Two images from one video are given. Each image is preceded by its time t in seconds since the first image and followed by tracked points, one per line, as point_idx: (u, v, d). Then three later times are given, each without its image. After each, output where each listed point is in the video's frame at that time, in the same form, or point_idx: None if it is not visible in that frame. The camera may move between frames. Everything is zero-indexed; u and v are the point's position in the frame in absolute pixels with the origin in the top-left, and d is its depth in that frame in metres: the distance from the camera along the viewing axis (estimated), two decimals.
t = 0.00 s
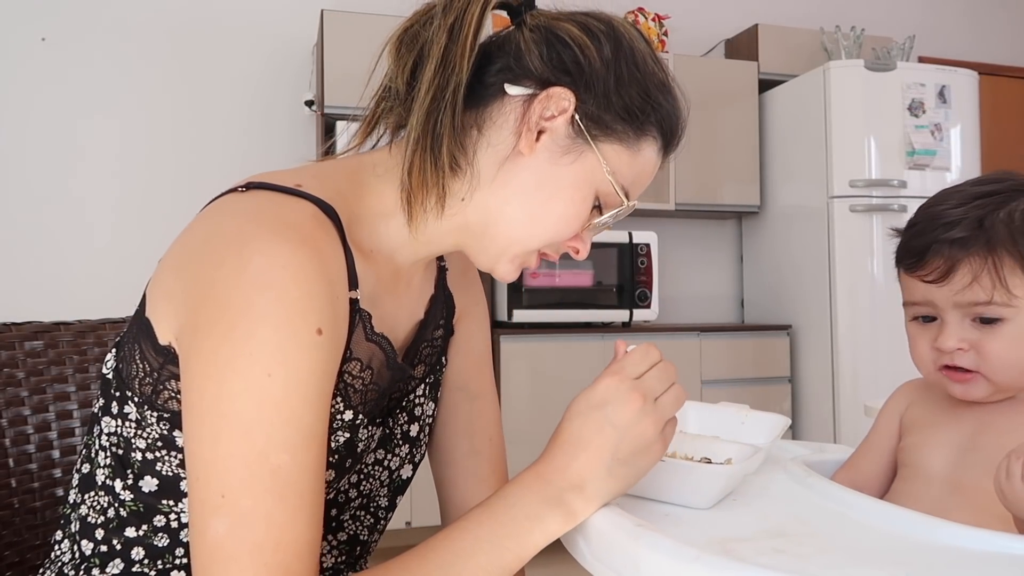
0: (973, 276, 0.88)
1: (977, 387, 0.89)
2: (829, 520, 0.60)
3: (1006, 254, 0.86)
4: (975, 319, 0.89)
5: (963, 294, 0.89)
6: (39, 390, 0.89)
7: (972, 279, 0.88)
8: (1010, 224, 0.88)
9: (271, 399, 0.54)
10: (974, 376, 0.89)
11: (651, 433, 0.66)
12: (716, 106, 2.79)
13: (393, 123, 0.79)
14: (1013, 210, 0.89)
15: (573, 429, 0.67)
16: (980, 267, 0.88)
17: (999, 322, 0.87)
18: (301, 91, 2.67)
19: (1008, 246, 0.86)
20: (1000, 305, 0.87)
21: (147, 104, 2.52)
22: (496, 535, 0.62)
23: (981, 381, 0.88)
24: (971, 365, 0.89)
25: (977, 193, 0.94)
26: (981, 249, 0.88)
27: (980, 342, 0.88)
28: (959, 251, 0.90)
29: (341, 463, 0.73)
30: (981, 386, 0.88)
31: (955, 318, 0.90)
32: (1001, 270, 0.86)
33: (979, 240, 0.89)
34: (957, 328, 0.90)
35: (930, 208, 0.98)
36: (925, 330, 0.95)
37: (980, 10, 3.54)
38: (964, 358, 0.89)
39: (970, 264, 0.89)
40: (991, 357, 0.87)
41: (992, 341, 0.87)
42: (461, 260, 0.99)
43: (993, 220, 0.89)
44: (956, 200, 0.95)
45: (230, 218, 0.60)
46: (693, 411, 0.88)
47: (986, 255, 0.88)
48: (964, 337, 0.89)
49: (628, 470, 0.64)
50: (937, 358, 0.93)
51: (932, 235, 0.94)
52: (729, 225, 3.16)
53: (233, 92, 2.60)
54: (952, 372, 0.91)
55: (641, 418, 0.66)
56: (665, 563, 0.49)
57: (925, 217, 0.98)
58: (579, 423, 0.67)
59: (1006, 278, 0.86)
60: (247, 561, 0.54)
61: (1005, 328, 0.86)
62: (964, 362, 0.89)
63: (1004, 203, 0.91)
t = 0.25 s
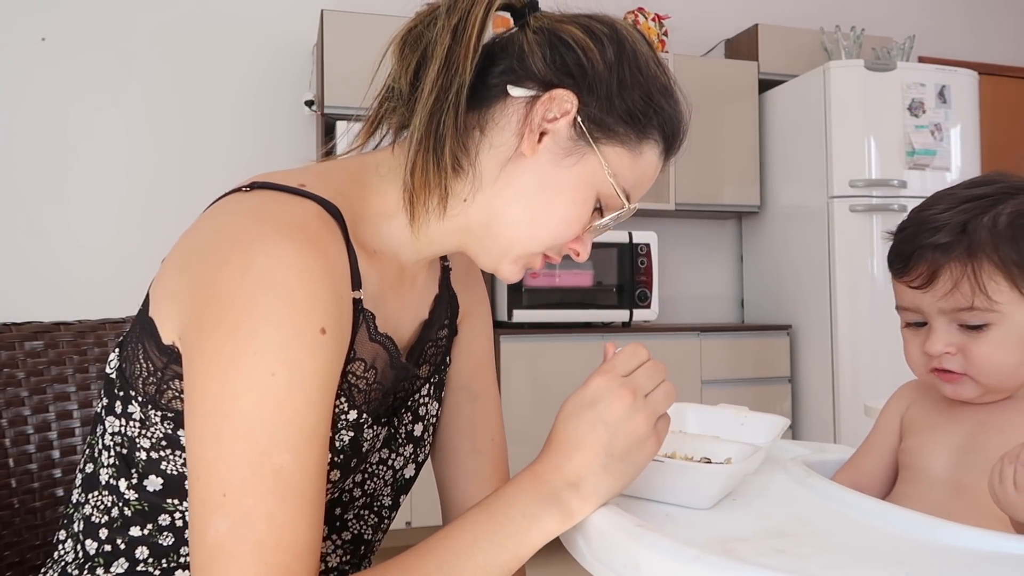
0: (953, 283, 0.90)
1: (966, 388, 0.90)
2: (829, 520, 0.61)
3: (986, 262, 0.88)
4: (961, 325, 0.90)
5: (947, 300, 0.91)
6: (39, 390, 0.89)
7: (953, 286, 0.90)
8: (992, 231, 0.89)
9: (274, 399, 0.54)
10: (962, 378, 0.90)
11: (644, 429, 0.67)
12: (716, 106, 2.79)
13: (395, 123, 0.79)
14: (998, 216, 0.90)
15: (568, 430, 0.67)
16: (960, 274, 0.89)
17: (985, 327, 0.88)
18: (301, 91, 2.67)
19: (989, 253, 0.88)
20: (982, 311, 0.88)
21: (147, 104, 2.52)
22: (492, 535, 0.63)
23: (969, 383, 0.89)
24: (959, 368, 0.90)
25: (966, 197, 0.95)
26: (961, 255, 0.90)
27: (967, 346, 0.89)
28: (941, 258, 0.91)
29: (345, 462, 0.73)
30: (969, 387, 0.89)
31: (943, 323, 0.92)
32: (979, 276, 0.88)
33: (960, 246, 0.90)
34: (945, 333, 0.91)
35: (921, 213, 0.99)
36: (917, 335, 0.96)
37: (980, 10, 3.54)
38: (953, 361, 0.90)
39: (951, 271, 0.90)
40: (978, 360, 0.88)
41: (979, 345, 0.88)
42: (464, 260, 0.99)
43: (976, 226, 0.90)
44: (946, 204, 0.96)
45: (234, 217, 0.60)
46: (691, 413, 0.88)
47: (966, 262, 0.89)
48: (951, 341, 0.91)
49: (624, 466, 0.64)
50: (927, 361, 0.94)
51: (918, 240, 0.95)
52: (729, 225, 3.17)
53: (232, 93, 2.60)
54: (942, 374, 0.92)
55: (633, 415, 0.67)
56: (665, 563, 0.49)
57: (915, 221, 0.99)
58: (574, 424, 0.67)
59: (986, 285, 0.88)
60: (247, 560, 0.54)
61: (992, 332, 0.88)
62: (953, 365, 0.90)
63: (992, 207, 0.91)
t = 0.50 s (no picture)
0: (931, 293, 0.93)
1: (958, 395, 0.91)
2: (829, 521, 0.60)
3: (960, 270, 0.90)
4: (945, 332, 0.92)
5: (929, 308, 0.93)
6: (39, 390, 0.89)
7: (931, 294, 0.93)
8: (965, 239, 0.91)
9: (279, 399, 0.54)
10: (952, 386, 0.91)
11: (645, 427, 0.67)
12: (716, 106, 2.79)
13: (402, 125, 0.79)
14: (970, 224, 0.92)
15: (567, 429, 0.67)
16: (937, 284, 0.92)
17: (968, 333, 0.90)
18: (301, 91, 2.67)
19: (962, 262, 0.90)
20: (962, 318, 0.90)
21: (146, 104, 2.53)
22: (494, 528, 0.62)
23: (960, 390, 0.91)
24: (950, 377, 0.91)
25: (940, 204, 0.98)
26: (936, 264, 0.92)
27: (953, 353, 0.91)
28: (918, 268, 0.94)
29: (348, 464, 0.73)
30: (960, 393, 0.91)
31: (927, 332, 0.93)
32: (955, 285, 0.91)
33: (935, 256, 0.93)
34: (930, 341, 0.93)
35: (898, 223, 1.02)
36: (904, 344, 0.98)
37: (980, 10, 3.54)
38: (942, 368, 0.92)
39: (928, 281, 0.93)
40: (966, 367, 0.90)
41: (964, 352, 0.90)
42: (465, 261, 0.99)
43: (950, 234, 0.93)
44: (922, 213, 0.99)
45: (241, 217, 0.61)
46: (690, 416, 0.88)
47: (941, 272, 0.92)
48: (938, 348, 0.92)
49: (626, 465, 0.65)
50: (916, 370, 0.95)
51: (897, 252, 0.98)
52: (729, 225, 3.17)
53: (231, 91, 2.60)
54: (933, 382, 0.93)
55: (634, 414, 0.67)
56: (666, 563, 0.49)
57: (893, 232, 1.02)
58: (574, 422, 0.67)
59: (963, 293, 0.90)
60: (250, 561, 0.54)
61: (976, 338, 0.90)
62: (942, 373, 0.92)
63: (964, 215, 0.94)
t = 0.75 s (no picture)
0: (936, 293, 0.93)
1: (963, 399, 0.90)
2: (830, 520, 0.60)
3: (965, 270, 0.91)
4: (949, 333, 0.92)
5: (933, 309, 0.93)
6: (39, 390, 0.89)
7: (936, 294, 0.93)
8: (969, 239, 0.92)
9: (284, 396, 0.54)
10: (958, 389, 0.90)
11: (654, 427, 0.68)
12: (716, 106, 2.79)
13: (404, 127, 0.79)
14: (974, 223, 0.92)
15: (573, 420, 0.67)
16: (942, 284, 0.92)
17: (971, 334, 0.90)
18: (301, 91, 2.67)
19: (967, 261, 0.90)
20: (967, 319, 0.90)
21: (147, 104, 2.53)
22: (499, 513, 0.63)
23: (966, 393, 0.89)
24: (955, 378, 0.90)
25: (943, 204, 0.99)
26: (942, 264, 0.93)
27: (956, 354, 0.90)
28: (922, 268, 0.95)
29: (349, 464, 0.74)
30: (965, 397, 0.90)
31: (931, 333, 0.93)
32: (960, 284, 0.91)
33: (940, 255, 0.93)
34: (934, 342, 0.92)
35: (899, 224, 1.03)
36: (908, 344, 0.98)
37: (980, 10, 3.54)
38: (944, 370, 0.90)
39: (932, 281, 0.93)
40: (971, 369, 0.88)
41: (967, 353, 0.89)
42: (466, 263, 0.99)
43: (955, 233, 0.93)
44: (924, 213, 1.00)
45: (243, 217, 0.61)
46: (689, 415, 0.89)
47: (946, 272, 0.92)
48: (940, 349, 0.91)
49: (631, 462, 0.65)
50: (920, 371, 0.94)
51: (900, 253, 0.99)
52: (729, 225, 3.17)
53: (231, 91, 2.60)
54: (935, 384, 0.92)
55: (645, 412, 0.67)
56: (667, 562, 0.49)
57: (894, 232, 1.03)
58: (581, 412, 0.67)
59: (967, 293, 0.90)
60: (257, 558, 0.54)
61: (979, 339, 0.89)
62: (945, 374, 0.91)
63: (968, 214, 0.94)
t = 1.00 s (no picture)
0: (939, 287, 0.93)
1: (964, 395, 0.92)
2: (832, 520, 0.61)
3: (969, 264, 0.90)
4: (951, 329, 0.92)
5: (934, 304, 0.93)
6: (39, 390, 0.89)
7: (939, 289, 0.93)
8: (975, 234, 0.92)
9: (326, 377, 0.54)
10: (959, 385, 0.92)
11: (664, 368, 0.68)
12: (716, 106, 2.79)
13: (413, 131, 0.79)
14: (981, 219, 0.92)
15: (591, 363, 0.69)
16: (945, 278, 0.92)
17: (973, 330, 0.90)
18: (302, 91, 2.67)
19: (972, 256, 0.90)
20: (969, 313, 0.90)
21: (146, 104, 2.53)
22: (515, 503, 0.62)
23: (966, 390, 0.92)
24: (955, 372, 0.92)
25: (952, 200, 0.98)
26: (945, 258, 0.92)
27: (958, 350, 0.91)
28: (926, 263, 0.94)
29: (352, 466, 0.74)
30: (966, 393, 0.92)
31: (933, 328, 0.94)
32: (963, 279, 0.90)
33: (944, 250, 0.93)
34: (936, 337, 0.93)
35: (907, 219, 1.02)
36: (911, 341, 0.98)
37: (980, 10, 3.55)
38: (947, 364, 0.92)
39: (936, 275, 0.93)
40: (971, 366, 0.90)
41: (968, 349, 0.90)
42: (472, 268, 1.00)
43: (961, 229, 0.93)
44: (931, 208, 0.99)
45: (257, 215, 0.61)
46: (689, 412, 0.90)
47: (950, 266, 0.92)
48: (944, 344, 0.93)
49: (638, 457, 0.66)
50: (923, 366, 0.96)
51: (904, 247, 0.98)
52: (729, 225, 3.17)
53: (230, 91, 2.60)
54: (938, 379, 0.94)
55: (656, 355, 0.68)
56: (668, 561, 0.49)
57: (901, 227, 1.02)
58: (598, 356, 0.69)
59: (971, 288, 0.90)
60: (322, 541, 0.54)
61: (981, 334, 0.89)
62: (947, 370, 0.93)
63: (975, 211, 0.94)
